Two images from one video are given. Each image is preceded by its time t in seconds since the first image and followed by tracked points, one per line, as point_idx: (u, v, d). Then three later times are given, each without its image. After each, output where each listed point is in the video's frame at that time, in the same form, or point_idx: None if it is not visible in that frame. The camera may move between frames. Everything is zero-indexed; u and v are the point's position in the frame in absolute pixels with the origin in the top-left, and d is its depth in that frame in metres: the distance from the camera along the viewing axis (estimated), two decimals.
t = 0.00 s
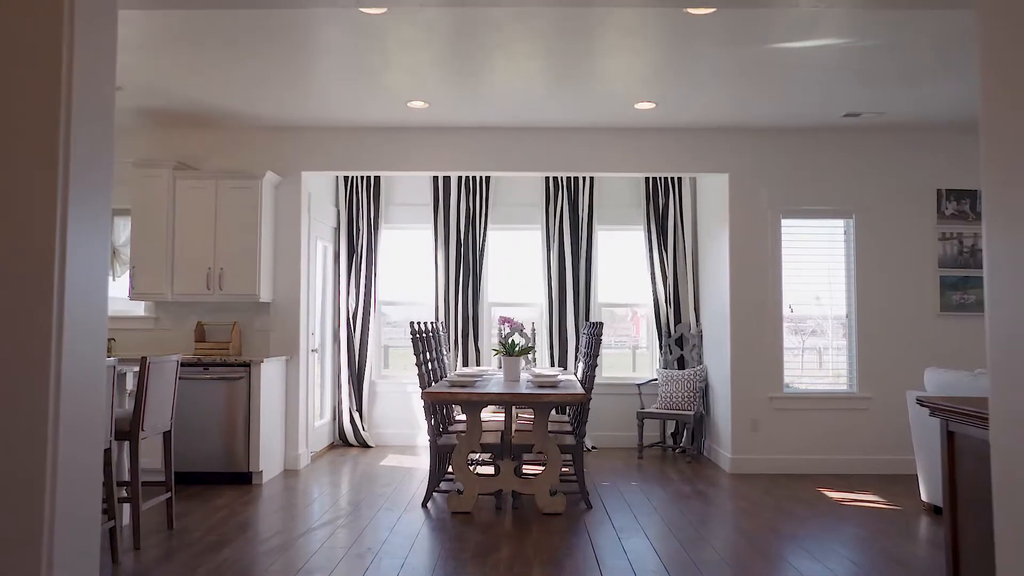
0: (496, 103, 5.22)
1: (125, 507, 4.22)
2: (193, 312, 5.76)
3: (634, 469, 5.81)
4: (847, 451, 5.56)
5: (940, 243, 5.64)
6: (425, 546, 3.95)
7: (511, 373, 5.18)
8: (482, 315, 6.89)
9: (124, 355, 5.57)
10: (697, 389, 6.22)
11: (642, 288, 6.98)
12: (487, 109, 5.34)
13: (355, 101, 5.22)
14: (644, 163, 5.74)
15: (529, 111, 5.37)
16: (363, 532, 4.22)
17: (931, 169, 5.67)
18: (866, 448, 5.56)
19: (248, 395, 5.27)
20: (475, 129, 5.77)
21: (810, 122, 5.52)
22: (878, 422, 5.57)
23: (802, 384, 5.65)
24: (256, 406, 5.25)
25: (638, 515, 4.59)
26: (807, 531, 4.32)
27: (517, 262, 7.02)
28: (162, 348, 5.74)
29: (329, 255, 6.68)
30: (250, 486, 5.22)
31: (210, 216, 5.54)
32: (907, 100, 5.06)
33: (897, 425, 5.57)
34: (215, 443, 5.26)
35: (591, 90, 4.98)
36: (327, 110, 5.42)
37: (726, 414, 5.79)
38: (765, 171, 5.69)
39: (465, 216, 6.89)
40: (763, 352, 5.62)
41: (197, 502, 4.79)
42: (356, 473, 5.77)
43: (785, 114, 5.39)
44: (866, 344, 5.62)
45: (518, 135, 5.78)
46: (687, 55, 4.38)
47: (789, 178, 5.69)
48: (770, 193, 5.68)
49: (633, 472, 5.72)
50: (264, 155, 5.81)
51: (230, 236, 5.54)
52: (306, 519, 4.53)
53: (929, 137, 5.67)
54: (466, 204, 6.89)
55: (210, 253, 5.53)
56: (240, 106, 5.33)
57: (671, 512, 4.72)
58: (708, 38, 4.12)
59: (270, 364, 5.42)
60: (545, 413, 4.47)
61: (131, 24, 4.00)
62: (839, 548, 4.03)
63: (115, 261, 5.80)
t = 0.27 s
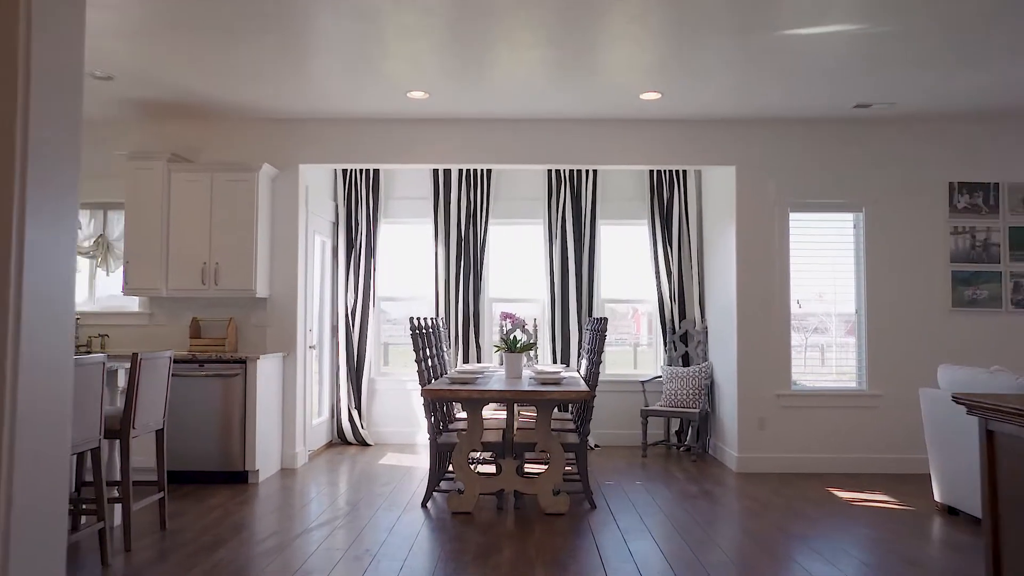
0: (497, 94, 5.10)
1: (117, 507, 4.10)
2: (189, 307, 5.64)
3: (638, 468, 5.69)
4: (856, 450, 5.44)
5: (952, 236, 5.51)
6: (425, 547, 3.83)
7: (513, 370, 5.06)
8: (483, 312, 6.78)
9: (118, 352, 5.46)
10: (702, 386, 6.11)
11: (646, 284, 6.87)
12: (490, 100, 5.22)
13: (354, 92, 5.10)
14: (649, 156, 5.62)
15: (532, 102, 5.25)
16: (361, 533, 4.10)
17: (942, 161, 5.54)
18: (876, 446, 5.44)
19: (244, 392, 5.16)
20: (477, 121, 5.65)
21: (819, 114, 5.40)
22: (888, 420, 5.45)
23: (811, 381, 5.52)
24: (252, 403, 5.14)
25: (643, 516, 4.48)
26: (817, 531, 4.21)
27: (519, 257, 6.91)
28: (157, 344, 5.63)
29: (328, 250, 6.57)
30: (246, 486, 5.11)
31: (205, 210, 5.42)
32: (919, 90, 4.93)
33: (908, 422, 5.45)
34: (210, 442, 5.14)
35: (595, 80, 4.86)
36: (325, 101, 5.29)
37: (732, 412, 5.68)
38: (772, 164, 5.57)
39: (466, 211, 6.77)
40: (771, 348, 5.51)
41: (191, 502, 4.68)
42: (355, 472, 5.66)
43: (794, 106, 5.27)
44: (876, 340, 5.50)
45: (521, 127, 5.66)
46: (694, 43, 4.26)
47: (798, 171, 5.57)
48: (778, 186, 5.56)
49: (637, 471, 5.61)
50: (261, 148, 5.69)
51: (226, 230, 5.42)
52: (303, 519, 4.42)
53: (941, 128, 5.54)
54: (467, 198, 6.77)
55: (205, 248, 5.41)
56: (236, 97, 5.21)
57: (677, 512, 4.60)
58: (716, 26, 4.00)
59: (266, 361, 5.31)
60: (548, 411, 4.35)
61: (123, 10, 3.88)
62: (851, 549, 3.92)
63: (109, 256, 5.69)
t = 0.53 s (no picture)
0: (500, 85, 4.98)
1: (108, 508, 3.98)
2: (184, 303, 5.52)
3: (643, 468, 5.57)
4: (866, 449, 5.32)
5: (965, 231, 5.39)
6: (426, 550, 3.71)
7: (515, 367, 4.94)
8: (485, 308, 6.66)
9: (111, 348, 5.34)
10: (708, 384, 5.99)
11: (652, 280, 6.76)
12: (492, 91, 5.09)
13: (354, 83, 4.98)
14: (654, 149, 5.49)
15: (535, 94, 5.13)
16: (360, 535, 3.98)
17: (954, 155, 5.42)
18: (886, 446, 5.32)
19: (240, 390, 5.04)
20: (478, 113, 5.52)
21: (829, 106, 5.28)
22: (899, 419, 5.33)
23: (822, 380, 5.40)
24: (249, 402, 5.02)
25: (649, 517, 4.35)
26: (829, 532, 4.09)
27: (521, 252, 6.79)
28: (151, 341, 5.51)
29: (326, 245, 6.44)
30: (242, 486, 4.99)
31: (200, 203, 5.30)
32: (933, 81, 4.80)
33: (919, 421, 5.33)
34: (205, 441, 5.02)
35: (601, 71, 4.74)
36: (323, 92, 5.16)
37: (739, 411, 5.56)
38: (781, 157, 5.45)
39: (468, 205, 6.64)
40: (779, 346, 5.38)
41: (185, 502, 4.56)
42: (354, 472, 5.54)
43: (804, 97, 5.15)
44: (887, 337, 5.38)
45: (523, 119, 5.53)
46: (703, 32, 4.14)
47: (807, 164, 5.44)
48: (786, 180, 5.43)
49: (642, 470, 5.49)
50: (258, 141, 5.56)
51: (221, 224, 5.29)
52: (301, 520, 4.30)
53: (953, 121, 5.42)
54: (469, 193, 6.65)
55: (200, 242, 5.29)
56: (232, 88, 5.09)
57: (684, 512, 4.48)
58: (726, 13, 3.88)
59: (263, 358, 5.19)
60: (552, 410, 4.23)
61: None
62: (865, 552, 3.80)
63: (103, 251, 5.57)
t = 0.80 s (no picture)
0: (503, 77, 4.85)
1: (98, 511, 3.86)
2: (179, 300, 5.39)
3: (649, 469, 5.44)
4: (878, 450, 5.20)
5: (980, 227, 5.26)
6: (427, 555, 3.58)
7: (519, 366, 4.82)
8: (487, 305, 6.54)
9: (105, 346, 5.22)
10: (715, 383, 5.87)
11: (657, 277, 6.64)
12: (495, 83, 4.96)
13: (352, 74, 4.85)
14: (661, 143, 5.36)
15: (539, 86, 5.00)
16: (359, 538, 3.86)
17: (968, 149, 5.29)
18: (898, 446, 5.19)
19: (236, 389, 4.91)
20: (481, 105, 5.39)
21: (840, 98, 5.15)
22: (911, 419, 5.20)
23: (832, 379, 5.28)
24: (245, 401, 4.89)
25: (657, 519, 4.23)
26: (842, 535, 3.97)
27: (524, 249, 6.66)
28: (146, 338, 5.39)
29: (325, 241, 6.32)
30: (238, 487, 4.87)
31: (196, 198, 5.17)
32: (949, 73, 4.67)
33: (932, 421, 5.20)
34: (201, 441, 4.90)
35: (606, 62, 4.61)
36: (321, 84, 5.03)
37: (747, 410, 5.43)
38: (790, 151, 5.32)
39: (470, 200, 6.51)
40: (789, 344, 5.26)
41: (180, 504, 4.44)
42: (353, 472, 5.41)
43: (814, 90, 5.02)
44: (899, 335, 5.25)
45: (527, 113, 5.40)
46: (712, 22, 4.01)
47: (817, 158, 5.31)
48: (796, 174, 5.30)
49: (648, 471, 5.36)
50: (255, 134, 5.43)
51: (218, 219, 5.17)
52: (298, 523, 4.17)
53: (968, 114, 5.29)
54: (471, 188, 6.52)
55: (195, 238, 5.16)
56: (228, 80, 4.96)
57: (692, 514, 4.35)
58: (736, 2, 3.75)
59: (260, 356, 5.06)
60: (557, 410, 4.10)
61: None
62: (881, 556, 3.68)
63: (95, 246, 5.38)
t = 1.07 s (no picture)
0: (507, 68, 4.72)
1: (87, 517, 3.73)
2: (174, 298, 5.26)
3: (656, 470, 5.31)
4: (890, 451, 5.07)
5: (994, 223, 5.14)
6: (429, 562, 3.45)
7: (523, 365, 4.69)
8: (489, 302, 6.42)
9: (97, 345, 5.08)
10: (722, 382, 5.76)
11: (663, 274, 6.52)
12: (498, 75, 4.83)
13: (352, 65, 4.72)
14: (668, 137, 5.23)
15: (544, 78, 4.87)
16: (359, 544, 3.72)
17: (983, 143, 5.16)
18: (911, 448, 5.07)
19: (232, 389, 4.78)
20: (484, 98, 5.27)
21: (852, 90, 5.02)
22: (924, 420, 5.08)
23: (843, 379, 5.16)
24: (241, 400, 4.76)
25: (665, 523, 4.10)
26: (857, 540, 3.84)
27: (526, 245, 6.53)
28: (140, 337, 5.26)
29: (324, 237, 6.19)
30: (234, 490, 4.74)
31: (191, 193, 5.04)
32: (966, 64, 4.54)
33: (946, 422, 5.08)
34: (196, 443, 4.77)
35: (612, 53, 4.48)
36: (320, 76, 4.90)
37: (756, 411, 5.31)
38: (801, 144, 5.19)
39: (471, 196, 6.38)
40: (799, 343, 5.13)
41: (174, 508, 4.31)
42: (353, 474, 5.28)
43: (826, 82, 4.89)
44: (912, 334, 5.13)
45: (530, 106, 5.27)
46: (724, 10, 3.88)
47: (828, 152, 5.19)
48: (806, 168, 5.17)
49: (654, 473, 5.23)
50: (252, 128, 5.30)
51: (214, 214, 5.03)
52: (295, 528, 4.04)
53: (982, 107, 5.17)
54: (472, 183, 6.39)
55: (190, 233, 5.03)
56: (223, 71, 4.83)
57: (702, 517, 4.22)
58: None
59: (257, 355, 4.93)
60: (562, 411, 3.97)
61: None
62: (899, 562, 3.55)
63: (87, 243, 5.34)
